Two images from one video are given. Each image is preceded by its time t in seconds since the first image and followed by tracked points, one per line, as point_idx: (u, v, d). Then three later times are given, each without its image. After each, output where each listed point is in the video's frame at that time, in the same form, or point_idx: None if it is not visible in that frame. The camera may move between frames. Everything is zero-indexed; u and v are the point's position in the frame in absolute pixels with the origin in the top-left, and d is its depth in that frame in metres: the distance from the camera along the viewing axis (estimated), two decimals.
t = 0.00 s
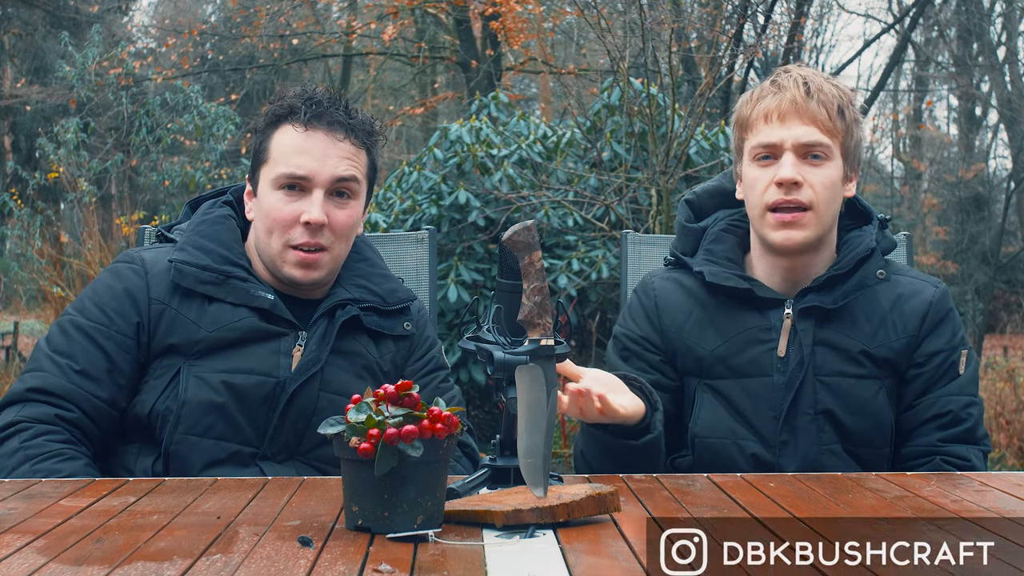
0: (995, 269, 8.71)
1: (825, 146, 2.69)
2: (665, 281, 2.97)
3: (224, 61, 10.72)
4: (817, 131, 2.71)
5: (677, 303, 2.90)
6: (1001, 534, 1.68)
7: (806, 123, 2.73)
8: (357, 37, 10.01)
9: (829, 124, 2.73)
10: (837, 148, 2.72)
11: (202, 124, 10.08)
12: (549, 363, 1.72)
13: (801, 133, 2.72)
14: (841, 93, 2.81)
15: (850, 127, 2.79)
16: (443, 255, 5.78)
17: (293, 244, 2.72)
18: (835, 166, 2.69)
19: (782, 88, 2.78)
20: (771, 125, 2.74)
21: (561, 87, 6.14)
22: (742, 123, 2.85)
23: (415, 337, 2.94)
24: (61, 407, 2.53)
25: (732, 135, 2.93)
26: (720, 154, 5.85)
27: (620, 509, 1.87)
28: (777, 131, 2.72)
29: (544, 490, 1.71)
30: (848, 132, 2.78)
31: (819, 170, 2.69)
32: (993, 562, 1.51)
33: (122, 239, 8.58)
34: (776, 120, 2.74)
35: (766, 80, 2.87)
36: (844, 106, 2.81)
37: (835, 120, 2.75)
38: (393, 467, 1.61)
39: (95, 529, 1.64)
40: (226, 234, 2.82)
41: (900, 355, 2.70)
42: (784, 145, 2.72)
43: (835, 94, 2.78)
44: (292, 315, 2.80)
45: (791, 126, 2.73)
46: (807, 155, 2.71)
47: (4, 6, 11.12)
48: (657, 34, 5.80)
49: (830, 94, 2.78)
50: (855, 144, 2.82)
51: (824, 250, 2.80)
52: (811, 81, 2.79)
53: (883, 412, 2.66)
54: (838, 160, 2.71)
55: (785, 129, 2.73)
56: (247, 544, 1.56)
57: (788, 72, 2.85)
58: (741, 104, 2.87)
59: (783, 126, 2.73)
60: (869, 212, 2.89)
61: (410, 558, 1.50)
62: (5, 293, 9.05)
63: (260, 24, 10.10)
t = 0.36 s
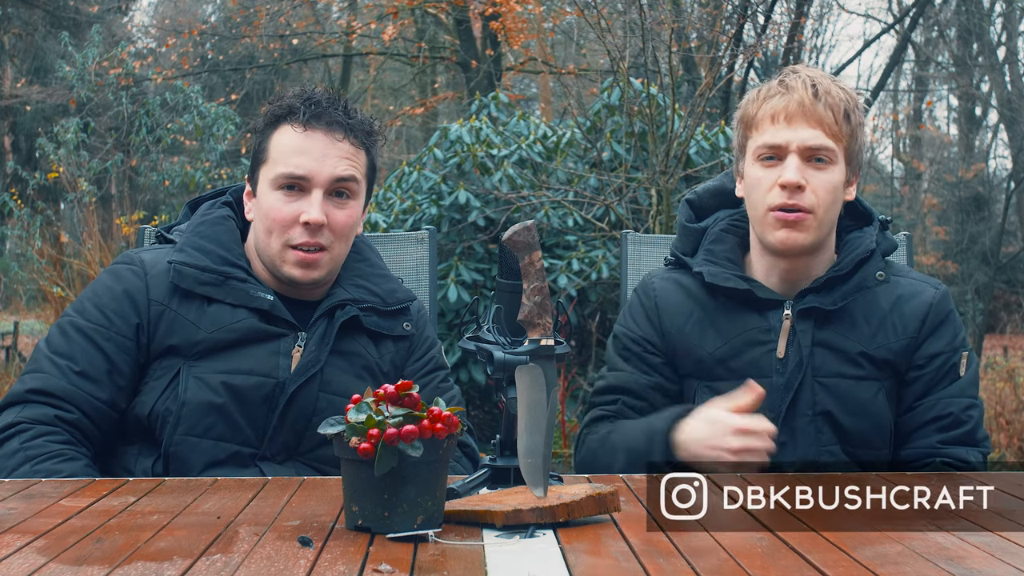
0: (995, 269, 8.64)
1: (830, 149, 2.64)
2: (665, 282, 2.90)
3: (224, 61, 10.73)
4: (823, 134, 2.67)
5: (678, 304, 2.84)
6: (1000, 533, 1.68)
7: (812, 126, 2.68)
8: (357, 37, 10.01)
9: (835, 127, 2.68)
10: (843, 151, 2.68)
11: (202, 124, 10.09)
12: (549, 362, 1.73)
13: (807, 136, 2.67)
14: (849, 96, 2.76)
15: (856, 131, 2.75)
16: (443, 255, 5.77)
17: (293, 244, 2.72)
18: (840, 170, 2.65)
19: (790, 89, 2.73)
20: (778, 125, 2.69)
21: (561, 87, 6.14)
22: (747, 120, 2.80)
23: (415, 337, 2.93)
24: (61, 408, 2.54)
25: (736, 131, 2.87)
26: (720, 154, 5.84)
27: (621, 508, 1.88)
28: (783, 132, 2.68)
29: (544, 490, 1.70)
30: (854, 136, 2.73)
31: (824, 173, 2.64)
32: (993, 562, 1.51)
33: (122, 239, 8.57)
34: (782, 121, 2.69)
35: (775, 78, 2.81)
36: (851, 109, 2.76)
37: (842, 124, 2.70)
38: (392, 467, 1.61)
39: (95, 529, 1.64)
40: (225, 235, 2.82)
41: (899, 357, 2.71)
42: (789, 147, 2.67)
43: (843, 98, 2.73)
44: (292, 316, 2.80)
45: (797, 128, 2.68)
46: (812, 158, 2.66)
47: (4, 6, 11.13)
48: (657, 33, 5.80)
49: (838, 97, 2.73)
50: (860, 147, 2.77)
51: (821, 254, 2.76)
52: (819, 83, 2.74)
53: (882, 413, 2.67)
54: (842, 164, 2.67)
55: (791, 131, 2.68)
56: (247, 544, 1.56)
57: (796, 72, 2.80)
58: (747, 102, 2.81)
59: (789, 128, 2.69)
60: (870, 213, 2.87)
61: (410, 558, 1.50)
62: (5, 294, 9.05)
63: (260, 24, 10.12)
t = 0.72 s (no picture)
0: (996, 269, 8.66)
1: (793, 152, 2.58)
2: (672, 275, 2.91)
3: (224, 61, 10.73)
4: (786, 139, 2.59)
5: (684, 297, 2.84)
6: (1001, 534, 1.68)
7: (774, 131, 2.60)
8: (357, 37, 10.01)
9: (799, 129, 2.61)
10: (808, 152, 2.60)
11: (202, 124, 10.10)
12: (548, 362, 1.73)
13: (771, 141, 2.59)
14: (816, 94, 2.66)
15: (826, 128, 2.65)
16: (443, 255, 5.77)
17: (293, 244, 2.72)
18: (806, 172, 2.59)
19: (754, 94, 2.64)
20: (743, 134, 2.62)
21: (561, 87, 6.14)
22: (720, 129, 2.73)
23: (415, 338, 2.93)
24: (61, 409, 2.54)
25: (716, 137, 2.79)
26: (720, 154, 5.84)
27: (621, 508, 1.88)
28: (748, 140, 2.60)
29: (544, 490, 1.70)
30: (823, 134, 2.64)
31: (788, 178, 2.59)
32: (993, 562, 1.50)
33: (122, 239, 8.57)
34: (746, 128, 2.61)
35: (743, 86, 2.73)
36: (820, 106, 2.66)
37: (807, 124, 2.62)
38: (392, 467, 1.61)
39: (95, 529, 1.64)
40: (225, 235, 2.82)
41: (904, 357, 2.70)
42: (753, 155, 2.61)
43: (808, 98, 2.64)
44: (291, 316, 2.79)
45: (761, 134, 2.60)
46: (776, 163, 2.60)
47: (4, 6, 11.14)
48: (657, 33, 5.79)
49: (803, 97, 2.64)
50: (836, 143, 2.67)
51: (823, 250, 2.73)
52: (783, 84, 2.64)
53: (886, 413, 2.66)
54: (808, 165, 2.60)
55: (755, 137, 2.60)
56: (247, 544, 1.56)
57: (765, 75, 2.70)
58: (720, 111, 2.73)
59: (752, 134, 2.60)
60: (880, 215, 2.87)
61: (410, 558, 1.50)
62: (6, 293, 9.05)
63: (260, 24, 10.12)
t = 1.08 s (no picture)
0: (996, 269, 8.64)
1: (832, 144, 2.52)
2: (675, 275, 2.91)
3: (224, 61, 10.73)
4: (823, 132, 2.55)
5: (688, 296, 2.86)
6: (1000, 534, 1.68)
7: (810, 125, 2.56)
8: (357, 37, 10.01)
9: (834, 124, 2.58)
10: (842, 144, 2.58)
11: (202, 124, 10.09)
12: (548, 362, 1.73)
13: (807, 136, 2.55)
14: (835, 89, 2.66)
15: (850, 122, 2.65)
16: (443, 255, 5.77)
17: (292, 244, 2.72)
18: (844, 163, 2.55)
19: (781, 93, 2.61)
20: (778, 132, 2.57)
21: (561, 86, 6.14)
22: (739, 129, 2.67)
23: (415, 337, 2.93)
24: (61, 408, 2.54)
25: (727, 140, 2.75)
26: (720, 154, 5.85)
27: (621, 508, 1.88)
28: (783, 138, 2.56)
29: (544, 490, 1.70)
30: (848, 127, 2.63)
31: (834, 169, 2.53)
32: (993, 562, 1.50)
33: (121, 239, 8.57)
34: (781, 126, 2.58)
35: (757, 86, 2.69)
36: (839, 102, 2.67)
37: (836, 118, 2.60)
38: (392, 467, 1.61)
39: (95, 529, 1.64)
40: (225, 235, 2.82)
41: (907, 353, 2.70)
42: (793, 151, 2.56)
43: (832, 92, 2.64)
44: (292, 316, 2.80)
45: (797, 130, 2.57)
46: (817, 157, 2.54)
47: (4, 6, 11.14)
48: (657, 34, 5.79)
49: (827, 92, 2.64)
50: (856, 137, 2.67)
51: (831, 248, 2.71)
52: (806, 82, 2.64)
53: (891, 410, 2.66)
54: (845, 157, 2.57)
55: (791, 134, 2.57)
56: (247, 544, 1.56)
57: (779, 75, 2.69)
58: (737, 112, 2.68)
59: (788, 131, 2.57)
60: (876, 213, 2.87)
61: (410, 558, 1.50)
62: (5, 293, 9.05)
63: (260, 24, 10.12)
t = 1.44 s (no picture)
0: (996, 269, 8.68)
1: (816, 148, 2.54)
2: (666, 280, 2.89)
3: (224, 61, 10.73)
4: (808, 136, 2.56)
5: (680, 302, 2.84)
6: (1000, 534, 1.68)
7: (796, 128, 2.57)
8: (357, 37, 10.01)
9: (823, 129, 2.58)
10: (829, 150, 2.57)
11: (202, 124, 10.10)
12: (549, 362, 1.73)
13: (792, 138, 2.56)
14: (832, 92, 2.64)
15: (842, 126, 2.64)
16: (443, 255, 5.77)
17: (293, 245, 2.72)
18: (828, 169, 2.56)
19: (772, 92, 2.60)
20: (762, 131, 2.57)
21: (561, 86, 6.14)
22: (732, 125, 2.68)
23: (415, 337, 2.93)
24: (61, 407, 2.54)
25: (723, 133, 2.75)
26: (720, 154, 5.85)
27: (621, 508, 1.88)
28: (768, 137, 2.56)
29: (544, 490, 1.70)
30: (839, 132, 2.63)
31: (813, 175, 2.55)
32: (993, 562, 1.50)
33: (122, 239, 8.58)
34: (765, 125, 2.58)
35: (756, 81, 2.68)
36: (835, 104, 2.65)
37: (826, 122, 2.59)
38: (393, 467, 1.61)
39: (95, 529, 1.64)
40: (227, 234, 2.82)
41: (900, 354, 2.70)
42: (775, 151, 2.56)
43: (825, 96, 2.61)
44: (292, 315, 2.79)
45: (781, 130, 2.57)
46: (799, 160, 2.57)
47: (4, 6, 11.14)
48: (657, 34, 5.79)
49: (820, 95, 2.61)
50: (848, 142, 2.67)
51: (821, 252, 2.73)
52: (801, 83, 2.62)
53: (884, 410, 2.66)
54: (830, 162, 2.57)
55: (775, 134, 2.57)
56: (247, 543, 1.56)
57: (778, 73, 2.67)
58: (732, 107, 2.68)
59: (773, 131, 2.57)
60: (868, 213, 2.87)
61: (410, 558, 1.50)
62: (5, 293, 9.05)
63: (260, 24, 10.12)
